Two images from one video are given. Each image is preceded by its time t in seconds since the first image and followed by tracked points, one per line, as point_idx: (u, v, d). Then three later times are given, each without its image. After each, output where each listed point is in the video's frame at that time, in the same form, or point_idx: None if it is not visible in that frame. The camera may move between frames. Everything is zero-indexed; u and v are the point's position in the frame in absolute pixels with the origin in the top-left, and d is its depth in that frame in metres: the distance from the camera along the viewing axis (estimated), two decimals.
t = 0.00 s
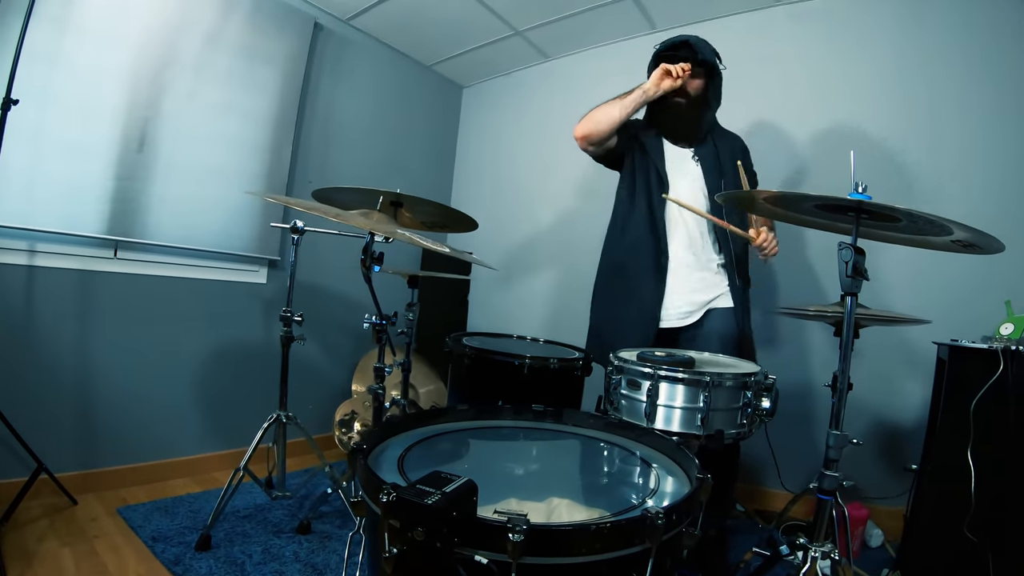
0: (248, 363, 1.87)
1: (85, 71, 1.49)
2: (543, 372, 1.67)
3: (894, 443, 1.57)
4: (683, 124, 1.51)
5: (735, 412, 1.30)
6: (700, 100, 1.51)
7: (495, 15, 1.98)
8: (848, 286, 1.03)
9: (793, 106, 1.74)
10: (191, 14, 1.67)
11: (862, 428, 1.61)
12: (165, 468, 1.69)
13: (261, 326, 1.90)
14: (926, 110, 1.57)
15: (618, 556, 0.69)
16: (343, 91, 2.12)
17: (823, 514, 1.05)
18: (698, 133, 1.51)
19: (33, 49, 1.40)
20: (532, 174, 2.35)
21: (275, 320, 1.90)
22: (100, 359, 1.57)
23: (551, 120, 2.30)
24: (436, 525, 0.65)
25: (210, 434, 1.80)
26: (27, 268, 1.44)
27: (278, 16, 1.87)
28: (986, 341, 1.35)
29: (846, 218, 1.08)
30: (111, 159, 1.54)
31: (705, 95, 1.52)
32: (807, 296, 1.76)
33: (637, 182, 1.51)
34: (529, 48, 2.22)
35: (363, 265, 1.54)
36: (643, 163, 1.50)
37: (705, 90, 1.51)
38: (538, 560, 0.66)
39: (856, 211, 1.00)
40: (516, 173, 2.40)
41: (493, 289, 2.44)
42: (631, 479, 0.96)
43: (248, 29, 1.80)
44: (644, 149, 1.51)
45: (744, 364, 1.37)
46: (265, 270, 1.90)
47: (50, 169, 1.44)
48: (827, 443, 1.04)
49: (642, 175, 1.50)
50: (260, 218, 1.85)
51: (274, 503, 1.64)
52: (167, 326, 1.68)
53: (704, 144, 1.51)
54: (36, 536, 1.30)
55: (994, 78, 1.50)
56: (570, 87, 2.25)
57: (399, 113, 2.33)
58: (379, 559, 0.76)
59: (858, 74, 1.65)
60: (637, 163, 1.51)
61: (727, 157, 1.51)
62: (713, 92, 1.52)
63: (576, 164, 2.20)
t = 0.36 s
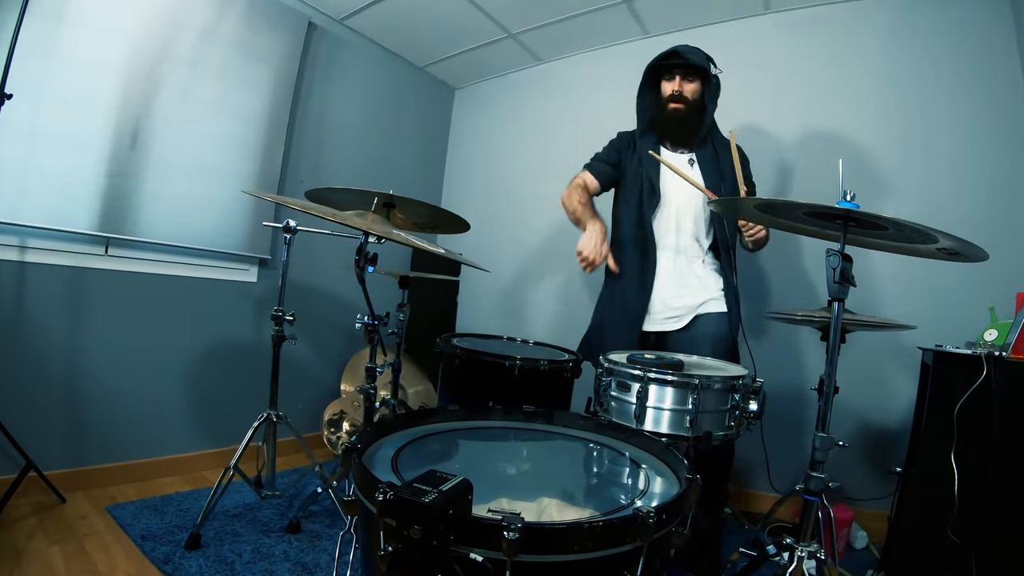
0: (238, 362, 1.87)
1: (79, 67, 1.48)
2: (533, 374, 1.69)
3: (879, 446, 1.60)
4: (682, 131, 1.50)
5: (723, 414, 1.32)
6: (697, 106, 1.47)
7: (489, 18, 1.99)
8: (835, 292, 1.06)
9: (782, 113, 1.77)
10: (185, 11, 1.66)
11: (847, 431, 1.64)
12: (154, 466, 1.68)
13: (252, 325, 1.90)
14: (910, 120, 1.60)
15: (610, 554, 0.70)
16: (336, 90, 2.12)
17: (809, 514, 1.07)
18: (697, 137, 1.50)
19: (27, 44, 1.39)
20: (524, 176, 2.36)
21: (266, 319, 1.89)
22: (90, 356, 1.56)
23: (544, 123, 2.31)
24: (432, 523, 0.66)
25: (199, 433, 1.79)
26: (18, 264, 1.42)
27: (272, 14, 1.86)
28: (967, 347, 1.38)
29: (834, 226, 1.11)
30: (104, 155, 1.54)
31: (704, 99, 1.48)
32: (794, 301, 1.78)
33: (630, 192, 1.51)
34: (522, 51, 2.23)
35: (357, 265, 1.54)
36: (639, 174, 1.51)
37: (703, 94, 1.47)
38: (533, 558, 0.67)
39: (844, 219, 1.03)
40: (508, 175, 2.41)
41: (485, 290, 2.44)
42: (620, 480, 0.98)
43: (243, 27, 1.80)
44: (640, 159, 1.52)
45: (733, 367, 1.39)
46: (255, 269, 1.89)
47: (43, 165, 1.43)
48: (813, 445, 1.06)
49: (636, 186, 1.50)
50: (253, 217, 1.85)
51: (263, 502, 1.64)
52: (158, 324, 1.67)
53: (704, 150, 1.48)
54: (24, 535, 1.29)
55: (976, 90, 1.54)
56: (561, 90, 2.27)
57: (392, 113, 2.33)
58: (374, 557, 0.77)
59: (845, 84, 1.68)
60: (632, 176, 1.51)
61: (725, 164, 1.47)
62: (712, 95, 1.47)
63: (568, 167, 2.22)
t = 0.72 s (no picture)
0: (227, 358, 1.84)
1: (67, 58, 1.46)
2: (522, 372, 1.68)
3: (867, 447, 1.61)
4: (718, 125, 1.46)
5: (713, 414, 1.31)
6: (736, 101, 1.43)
7: (484, 15, 1.98)
8: (827, 292, 1.06)
9: (776, 113, 1.77)
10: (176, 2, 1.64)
11: (837, 432, 1.64)
12: (141, 463, 1.66)
13: (241, 320, 1.88)
14: (902, 123, 1.61)
15: (599, 555, 0.69)
16: (327, 85, 2.10)
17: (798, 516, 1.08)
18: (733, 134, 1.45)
19: (15, 34, 1.37)
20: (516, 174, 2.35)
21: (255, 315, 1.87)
22: (77, 351, 1.53)
23: (537, 120, 2.30)
24: (420, 523, 0.65)
25: (188, 429, 1.77)
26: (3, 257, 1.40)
27: (263, 7, 1.84)
28: (955, 350, 1.39)
29: (826, 226, 1.11)
30: (92, 148, 1.51)
31: (745, 95, 1.43)
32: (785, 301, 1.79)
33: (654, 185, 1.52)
34: (515, 48, 2.22)
35: (345, 261, 1.53)
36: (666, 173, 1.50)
37: (744, 90, 1.43)
38: (520, 559, 0.67)
39: (836, 219, 1.03)
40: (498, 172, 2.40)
41: (476, 288, 2.43)
42: (609, 479, 0.97)
43: (235, 19, 1.77)
44: (670, 154, 1.51)
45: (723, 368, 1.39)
46: (244, 264, 1.87)
47: (30, 156, 1.41)
48: (804, 446, 1.06)
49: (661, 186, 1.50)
50: (243, 212, 1.83)
51: (250, 499, 1.62)
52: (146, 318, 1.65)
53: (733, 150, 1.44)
54: (8, 531, 1.27)
55: (968, 94, 1.54)
56: (553, 88, 2.26)
57: (384, 109, 2.31)
58: (360, 557, 0.76)
59: (838, 86, 1.69)
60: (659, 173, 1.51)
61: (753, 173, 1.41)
62: (754, 92, 1.42)
63: (559, 165, 2.21)
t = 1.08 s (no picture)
0: (217, 355, 1.82)
1: (55, 49, 1.42)
2: (514, 370, 1.67)
3: (860, 447, 1.61)
4: (715, 116, 1.41)
5: (707, 413, 1.31)
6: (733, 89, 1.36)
7: (478, 12, 1.97)
8: (823, 292, 1.07)
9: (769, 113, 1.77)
10: None
11: (829, 432, 1.65)
12: (129, 462, 1.63)
13: (231, 317, 1.85)
14: (897, 125, 1.61)
15: (596, 556, 0.68)
16: (319, 81, 2.07)
17: (793, 516, 1.09)
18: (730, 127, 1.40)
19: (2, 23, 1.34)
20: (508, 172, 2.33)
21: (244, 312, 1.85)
22: (64, 348, 1.50)
23: (530, 118, 2.29)
24: (414, 524, 0.64)
25: (176, 428, 1.75)
26: None
27: None
28: (947, 351, 1.40)
29: (823, 227, 1.11)
30: (80, 142, 1.48)
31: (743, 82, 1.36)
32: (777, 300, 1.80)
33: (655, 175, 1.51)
34: (508, 46, 2.21)
35: (337, 257, 1.51)
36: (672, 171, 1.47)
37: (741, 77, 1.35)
38: (516, 561, 0.66)
39: (834, 219, 1.03)
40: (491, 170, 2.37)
41: (468, 286, 2.41)
42: (603, 479, 0.97)
43: (227, 12, 1.74)
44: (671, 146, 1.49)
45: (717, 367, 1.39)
46: (234, 260, 1.84)
47: (17, 149, 1.38)
48: (800, 446, 1.07)
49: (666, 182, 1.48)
50: (233, 207, 1.80)
51: (238, 498, 1.60)
52: (135, 315, 1.62)
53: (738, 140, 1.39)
54: None
55: (960, 99, 1.55)
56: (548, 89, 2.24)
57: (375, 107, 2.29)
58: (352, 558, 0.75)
59: (833, 88, 1.69)
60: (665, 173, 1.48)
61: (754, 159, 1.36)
62: (751, 78, 1.35)
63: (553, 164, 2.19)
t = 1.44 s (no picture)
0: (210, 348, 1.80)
1: (44, 39, 1.39)
2: (509, 363, 1.66)
3: (854, 444, 1.61)
4: (660, 124, 1.36)
5: (702, 408, 1.31)
6: (671, 95, 1.29)
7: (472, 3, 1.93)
8: (820, 286, 1.07)
9: (766, 110, 1.76)
10: None
11: (824, 428, 1.65)
12: (118, 454, 1.61)
13: (223, 309, 1.83)
14: (898, 122, 1.60)
15: (591, 550, 0.68)
16: (314, 73, 2.05)
17: (787, 512, 1.12)
18: (677, 134, 1.37)
19: None
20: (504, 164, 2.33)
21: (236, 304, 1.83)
22: (55, 338, 1.48)
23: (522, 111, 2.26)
24: (408, 517, 0.64)
25: (168, 421, 1.73)
26: None
27: None
28: (942, 348, 1.40)
29: (820, 220, 1.12)
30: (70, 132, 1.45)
31: (680, 85, 1.28)
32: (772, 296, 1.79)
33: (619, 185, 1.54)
34: (504, 39, 2.18)
35: (330, 247, 1.49)
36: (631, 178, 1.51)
37: (676, 80, 1.27)
38: (510, 554, 0.65)
39: (831, 212, 1.04)
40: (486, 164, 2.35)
41: (463, 280, 2.39)
42: (597, 473, 0.96)
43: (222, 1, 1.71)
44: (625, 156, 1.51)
45: (713, 362, 1.39)
46: (226, 251, 1.82)
47: (11, 138, 1.36)
48: (796, 441, 1.11)
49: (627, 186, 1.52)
50: (227, 199, 1.77)
51: (230, 491, 1.59)
52: (128, 306, 1.60)
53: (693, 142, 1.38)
54: None
55: (959, 104, 1.54)
56: (543, 82, 2.21)
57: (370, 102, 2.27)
58: (343, 551, 0.74)
59: (833, 87, 1.68)
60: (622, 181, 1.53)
61: (716, 158, 1.35)
62: (686, 78, 1.27)
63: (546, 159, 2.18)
